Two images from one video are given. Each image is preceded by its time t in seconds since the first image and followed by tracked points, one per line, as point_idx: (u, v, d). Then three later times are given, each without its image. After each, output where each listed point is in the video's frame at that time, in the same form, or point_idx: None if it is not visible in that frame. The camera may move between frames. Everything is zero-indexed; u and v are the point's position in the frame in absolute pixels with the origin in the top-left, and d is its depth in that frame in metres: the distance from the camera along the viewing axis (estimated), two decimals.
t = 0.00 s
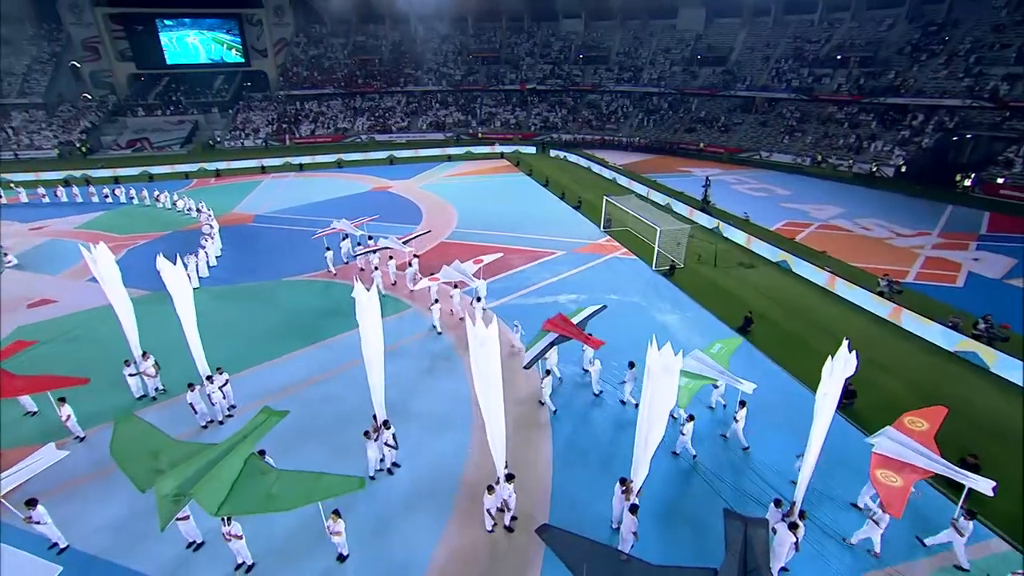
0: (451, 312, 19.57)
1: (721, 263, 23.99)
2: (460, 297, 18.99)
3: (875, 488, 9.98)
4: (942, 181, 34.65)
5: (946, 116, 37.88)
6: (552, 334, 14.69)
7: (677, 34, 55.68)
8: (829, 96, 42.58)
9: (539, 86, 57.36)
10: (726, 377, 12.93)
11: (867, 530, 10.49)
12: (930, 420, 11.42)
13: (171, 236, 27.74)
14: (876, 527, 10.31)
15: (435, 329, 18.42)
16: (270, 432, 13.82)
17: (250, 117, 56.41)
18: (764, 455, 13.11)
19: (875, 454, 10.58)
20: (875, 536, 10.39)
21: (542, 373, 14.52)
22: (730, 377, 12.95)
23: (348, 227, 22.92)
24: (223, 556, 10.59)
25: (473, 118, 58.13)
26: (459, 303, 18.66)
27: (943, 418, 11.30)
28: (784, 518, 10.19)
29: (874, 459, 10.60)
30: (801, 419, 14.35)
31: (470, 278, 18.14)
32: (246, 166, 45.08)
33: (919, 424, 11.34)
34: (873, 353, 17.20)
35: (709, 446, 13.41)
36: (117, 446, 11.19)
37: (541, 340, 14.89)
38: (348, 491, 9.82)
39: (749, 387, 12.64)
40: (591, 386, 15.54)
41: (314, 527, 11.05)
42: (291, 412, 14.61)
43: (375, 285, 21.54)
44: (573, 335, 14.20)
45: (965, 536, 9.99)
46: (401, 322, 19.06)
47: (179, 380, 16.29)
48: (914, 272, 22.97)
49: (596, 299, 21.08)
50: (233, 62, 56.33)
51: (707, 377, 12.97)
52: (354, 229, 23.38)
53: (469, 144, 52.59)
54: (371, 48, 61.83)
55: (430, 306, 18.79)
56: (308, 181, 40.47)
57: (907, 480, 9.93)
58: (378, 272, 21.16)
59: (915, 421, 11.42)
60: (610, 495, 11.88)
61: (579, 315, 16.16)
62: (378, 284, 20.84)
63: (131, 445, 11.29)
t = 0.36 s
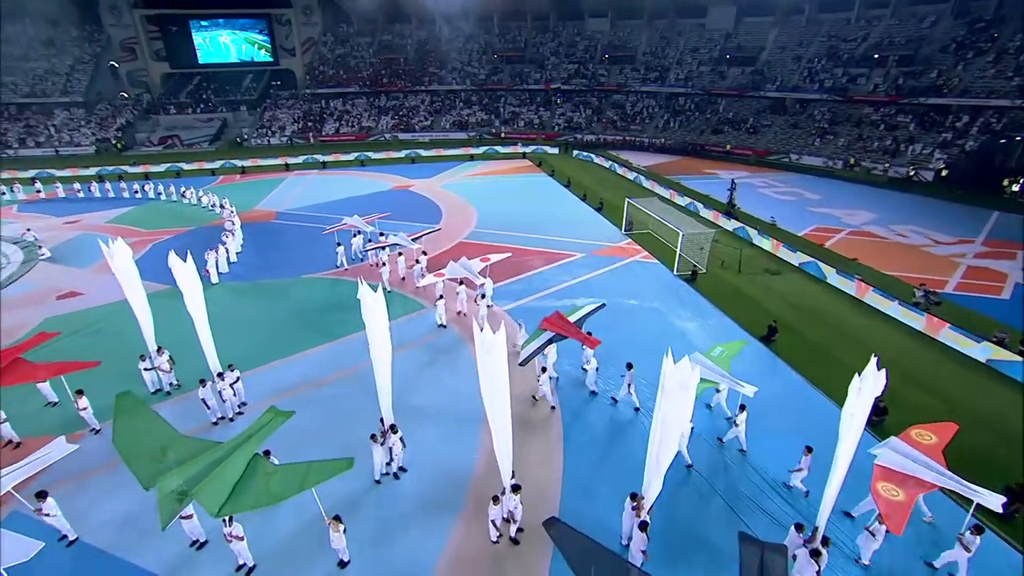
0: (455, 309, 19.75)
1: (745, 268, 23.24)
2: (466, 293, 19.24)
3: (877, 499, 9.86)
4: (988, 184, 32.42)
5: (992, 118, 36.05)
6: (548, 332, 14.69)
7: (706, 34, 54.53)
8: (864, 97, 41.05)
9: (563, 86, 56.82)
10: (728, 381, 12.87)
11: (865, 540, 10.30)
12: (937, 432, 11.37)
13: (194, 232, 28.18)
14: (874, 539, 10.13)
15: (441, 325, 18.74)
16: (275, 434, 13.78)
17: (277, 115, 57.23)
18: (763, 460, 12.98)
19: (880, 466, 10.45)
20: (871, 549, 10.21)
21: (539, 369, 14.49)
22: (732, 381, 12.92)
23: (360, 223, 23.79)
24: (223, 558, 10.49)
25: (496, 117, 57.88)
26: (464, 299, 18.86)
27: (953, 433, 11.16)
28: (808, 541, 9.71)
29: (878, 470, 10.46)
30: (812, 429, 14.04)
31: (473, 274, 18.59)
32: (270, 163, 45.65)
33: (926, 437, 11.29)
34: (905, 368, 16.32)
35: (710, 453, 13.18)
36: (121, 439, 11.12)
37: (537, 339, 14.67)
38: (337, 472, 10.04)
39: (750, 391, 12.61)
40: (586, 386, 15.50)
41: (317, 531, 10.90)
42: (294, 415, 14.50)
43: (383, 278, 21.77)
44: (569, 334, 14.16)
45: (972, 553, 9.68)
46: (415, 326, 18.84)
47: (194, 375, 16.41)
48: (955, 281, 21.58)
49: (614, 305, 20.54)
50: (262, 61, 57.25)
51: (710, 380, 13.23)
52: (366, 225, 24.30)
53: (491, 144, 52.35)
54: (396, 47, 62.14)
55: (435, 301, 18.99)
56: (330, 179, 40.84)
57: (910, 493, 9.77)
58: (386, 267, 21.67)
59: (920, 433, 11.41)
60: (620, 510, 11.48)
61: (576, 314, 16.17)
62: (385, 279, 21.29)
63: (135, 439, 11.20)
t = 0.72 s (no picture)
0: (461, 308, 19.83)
1: (770, 275, 22.40)
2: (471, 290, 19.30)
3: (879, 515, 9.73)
4: None
5: None
6: (544, 331, 14.40)
7: (733, 33, 53.31)
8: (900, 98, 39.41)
9: (586, 86, 56.14)
10: (726, 384, 12.85)
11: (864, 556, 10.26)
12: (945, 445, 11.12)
13: (215, 229, 28.51)
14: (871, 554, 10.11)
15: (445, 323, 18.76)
16: (279, 438, 13.60)
17: (300, 114, 57.84)
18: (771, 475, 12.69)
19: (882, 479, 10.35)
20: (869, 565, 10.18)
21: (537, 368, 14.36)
22: (733, 387, 12.91)
23: (372, 220, 24.17)
24: (223, 563, 10.34)
25: (518, 117, 57.46)
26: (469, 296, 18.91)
27: (965, 447, 10.87)
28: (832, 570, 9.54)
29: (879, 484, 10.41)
30: (827, 442, 13.64)
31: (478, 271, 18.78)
32: (293, 161, 46.09)
33: (934, 450, 11.06)
34: (942, 385, 15.38)
35: (714, 466, 12.98)
36: (126, 439, 11.03)
37: (534, 334, 14.50)
38: (337, 483, 9.79)
39: (751, 396, 12.65)
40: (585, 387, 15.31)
41: (319, 540, 10.73)
42: (299, 418, 14.33)
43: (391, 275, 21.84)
44: (565, 333, 13.97)
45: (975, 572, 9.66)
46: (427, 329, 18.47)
47: (206, 372, 16.40)
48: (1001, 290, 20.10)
49: (633, 311, 19.96)
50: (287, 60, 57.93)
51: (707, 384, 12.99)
52: (377, 223, 24.59)
53: (512, 144, 51.95)
54: (419, 47, 62.23)
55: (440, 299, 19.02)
56: (350, 177, 41.03)
57: (909, 505, 9.71)
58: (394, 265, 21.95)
59: (928, 445, 11.16)
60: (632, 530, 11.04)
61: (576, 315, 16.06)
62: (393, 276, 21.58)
63: (139, 440, 11.12)
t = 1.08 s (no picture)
0: (467, 306, 20.16)
1: (797, 284, 21.49)
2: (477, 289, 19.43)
3: (871, 528, 9.83)
4: None
5: None
6: (542, 331, 15.03)
7: (762, 32, 51.90)
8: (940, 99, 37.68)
9: (609, 86, 55.30)
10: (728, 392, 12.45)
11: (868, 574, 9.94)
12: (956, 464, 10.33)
13: (235, 227, 28.71)
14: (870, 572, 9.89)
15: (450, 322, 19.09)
16: (283, 445, 13.39)
17: (323, 112, 58.26)
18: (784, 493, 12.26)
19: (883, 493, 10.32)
20: None
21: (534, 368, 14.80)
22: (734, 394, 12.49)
23: (383, 218, 24.33)
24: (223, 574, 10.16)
25: (540, 117, 56.85)
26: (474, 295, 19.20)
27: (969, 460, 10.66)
28: None
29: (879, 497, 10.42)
30: (850, 462, 13.02)
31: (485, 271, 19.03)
32: (314, 159, 46.35)
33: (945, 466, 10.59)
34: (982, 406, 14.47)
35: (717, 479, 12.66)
36: (130, 441, 10.85)
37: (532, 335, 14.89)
38: (341, 511, 9.44)
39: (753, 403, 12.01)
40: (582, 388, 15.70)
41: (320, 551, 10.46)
42: (303, 424, 14.14)
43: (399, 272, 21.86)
44: (561, 332, 14.52)
45: None
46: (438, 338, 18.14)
47: (217, 372, 16.33)
48: None
49: (654, 319, 19.28)
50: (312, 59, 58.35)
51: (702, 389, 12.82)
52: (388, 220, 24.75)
53: (533, 144, 51.41)
54: (442, 46, 62.11)
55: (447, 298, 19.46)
56: (370, 176, 41.09)
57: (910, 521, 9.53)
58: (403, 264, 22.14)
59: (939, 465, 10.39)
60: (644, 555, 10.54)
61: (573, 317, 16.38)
62: (401, 274, 21.90)
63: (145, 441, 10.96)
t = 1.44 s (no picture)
0: (473, 305, 20.15)
1: (826, 294, 20.55)
2: (483, 289, 19.31)
3: (870, 544, 9.26)
4: None
5: None
6: (538, 331, 14.69)
7: (793, 31, 50.36)
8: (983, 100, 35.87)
9: (634, 86, 54.34)
10: (728, 401, 12.21)
11: None
12: (967, 480, 10.28)
13: (254, 224, 28.87)
14: None
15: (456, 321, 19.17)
16: (290, 451, 13.25)
17: (346, 111, 58.59)
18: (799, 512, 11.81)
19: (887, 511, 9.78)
20: None
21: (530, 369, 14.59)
22: (735, 403, 12.14)
23: (394, 216, 24.47)
24: None
25: (562, 118, 56.10)
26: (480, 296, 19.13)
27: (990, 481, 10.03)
28: None
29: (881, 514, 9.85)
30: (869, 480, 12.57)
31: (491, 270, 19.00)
32: (336, 159, 46.57)
33: (955, 485, 10.22)
34: None
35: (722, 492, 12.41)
36: (134, 446, 10.70)
37: (528, 335, 14.80)
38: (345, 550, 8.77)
39: (755, 414, 11.80)
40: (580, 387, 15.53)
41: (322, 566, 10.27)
42: (309, 432, 13.86)
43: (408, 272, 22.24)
44: (558, 334, 14.18)
45: None
46: (448, 345, 17.79)
47: (227, 372, 16.24)
48: None
49: (673, 328, 18.61)
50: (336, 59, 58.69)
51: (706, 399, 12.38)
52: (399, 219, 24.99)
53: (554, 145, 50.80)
54: (465, 45, 61.85)
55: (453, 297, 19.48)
56: (389, 175, 41.08)
57: (914, 541, 9.15)
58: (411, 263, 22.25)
59: (949, 480, 10.33)
60: None
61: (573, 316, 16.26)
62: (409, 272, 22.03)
63: (150, 445, 10.82)
